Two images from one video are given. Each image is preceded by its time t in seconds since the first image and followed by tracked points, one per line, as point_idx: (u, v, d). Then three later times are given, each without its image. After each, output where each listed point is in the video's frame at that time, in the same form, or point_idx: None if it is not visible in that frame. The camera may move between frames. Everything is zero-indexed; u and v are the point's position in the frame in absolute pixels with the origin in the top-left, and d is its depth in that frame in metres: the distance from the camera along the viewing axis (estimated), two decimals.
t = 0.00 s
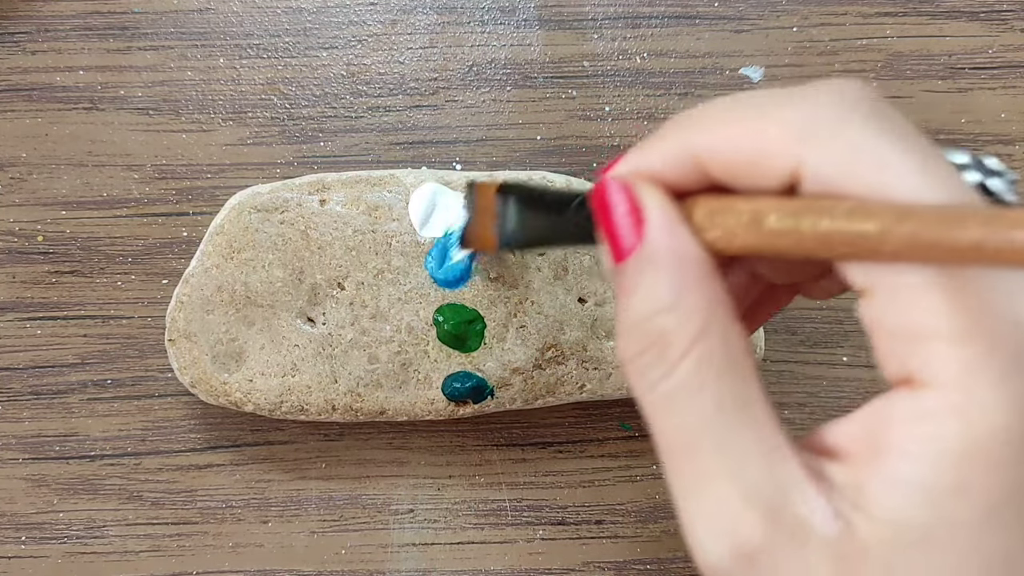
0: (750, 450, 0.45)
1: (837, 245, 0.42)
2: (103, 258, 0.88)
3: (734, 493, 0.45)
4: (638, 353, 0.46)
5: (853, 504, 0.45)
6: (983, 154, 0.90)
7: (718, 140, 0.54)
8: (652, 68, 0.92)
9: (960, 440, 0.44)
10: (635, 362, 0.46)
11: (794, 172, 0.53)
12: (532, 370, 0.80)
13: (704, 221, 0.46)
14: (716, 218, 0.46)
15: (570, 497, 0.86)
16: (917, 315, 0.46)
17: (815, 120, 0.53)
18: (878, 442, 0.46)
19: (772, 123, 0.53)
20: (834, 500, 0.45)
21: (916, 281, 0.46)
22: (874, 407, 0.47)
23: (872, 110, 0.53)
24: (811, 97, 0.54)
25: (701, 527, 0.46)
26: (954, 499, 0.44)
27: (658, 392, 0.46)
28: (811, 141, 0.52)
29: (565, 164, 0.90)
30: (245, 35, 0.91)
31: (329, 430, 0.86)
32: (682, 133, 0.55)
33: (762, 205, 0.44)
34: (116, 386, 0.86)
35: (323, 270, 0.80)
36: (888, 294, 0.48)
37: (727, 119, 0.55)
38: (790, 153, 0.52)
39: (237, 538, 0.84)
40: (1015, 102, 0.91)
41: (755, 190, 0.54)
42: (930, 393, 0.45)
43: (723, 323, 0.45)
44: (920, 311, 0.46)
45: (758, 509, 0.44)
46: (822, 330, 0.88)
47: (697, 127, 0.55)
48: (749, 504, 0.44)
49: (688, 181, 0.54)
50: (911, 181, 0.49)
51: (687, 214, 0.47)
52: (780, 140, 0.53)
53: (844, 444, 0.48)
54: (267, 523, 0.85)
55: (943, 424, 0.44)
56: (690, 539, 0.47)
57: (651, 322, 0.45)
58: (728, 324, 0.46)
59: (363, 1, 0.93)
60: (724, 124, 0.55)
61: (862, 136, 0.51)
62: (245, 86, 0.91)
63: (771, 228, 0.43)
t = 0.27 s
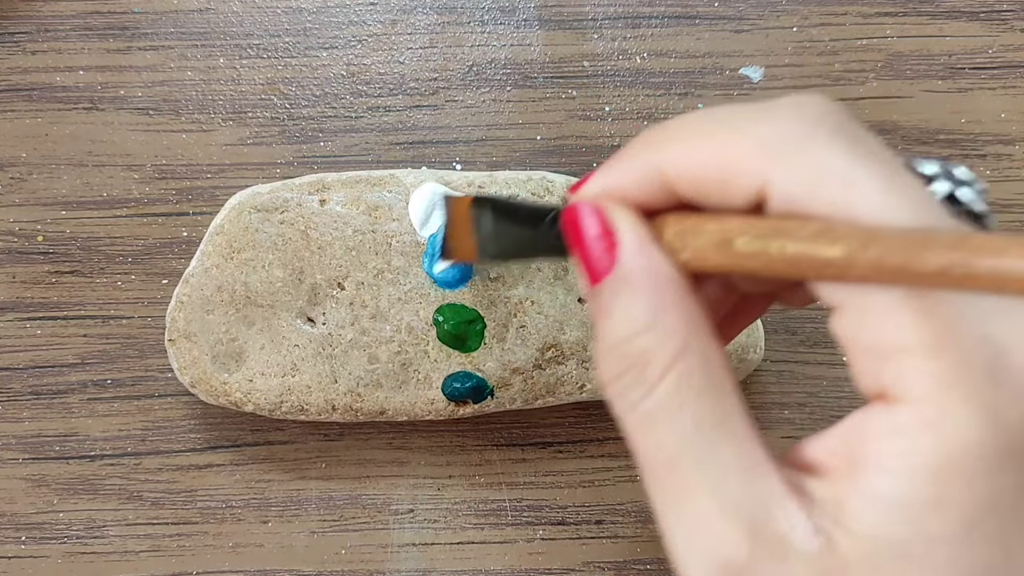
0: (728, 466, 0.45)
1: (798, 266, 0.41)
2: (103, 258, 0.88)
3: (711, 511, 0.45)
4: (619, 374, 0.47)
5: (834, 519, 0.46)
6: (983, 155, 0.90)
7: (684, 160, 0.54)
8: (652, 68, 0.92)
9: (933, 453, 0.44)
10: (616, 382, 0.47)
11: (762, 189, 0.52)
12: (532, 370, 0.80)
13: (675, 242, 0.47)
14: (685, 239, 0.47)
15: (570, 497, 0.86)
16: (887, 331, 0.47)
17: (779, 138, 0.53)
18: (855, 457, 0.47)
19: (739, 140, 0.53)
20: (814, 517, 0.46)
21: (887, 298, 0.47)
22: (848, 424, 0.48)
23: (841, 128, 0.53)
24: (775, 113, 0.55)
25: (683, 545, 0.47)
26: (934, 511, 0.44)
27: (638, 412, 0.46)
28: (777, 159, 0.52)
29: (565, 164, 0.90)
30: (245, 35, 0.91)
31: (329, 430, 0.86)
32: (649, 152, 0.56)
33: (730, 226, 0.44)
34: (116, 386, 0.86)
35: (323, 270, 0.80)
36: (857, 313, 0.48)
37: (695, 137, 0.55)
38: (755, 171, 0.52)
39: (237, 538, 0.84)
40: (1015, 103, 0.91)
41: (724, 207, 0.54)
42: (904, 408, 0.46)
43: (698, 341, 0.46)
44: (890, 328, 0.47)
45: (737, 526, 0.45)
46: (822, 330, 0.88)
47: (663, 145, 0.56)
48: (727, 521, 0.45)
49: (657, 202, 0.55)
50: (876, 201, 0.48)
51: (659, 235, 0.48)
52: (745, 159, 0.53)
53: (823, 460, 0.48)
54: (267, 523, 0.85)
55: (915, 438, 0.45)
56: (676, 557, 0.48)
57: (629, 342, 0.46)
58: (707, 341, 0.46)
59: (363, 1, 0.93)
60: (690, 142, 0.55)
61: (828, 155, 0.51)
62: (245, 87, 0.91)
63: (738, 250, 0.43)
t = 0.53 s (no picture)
0: (789, 449, 0.46)
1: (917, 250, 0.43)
2: (102, 258, 0.88)
3: (773, 491, 0.46)
4: (674, 347, 0.48)
5: (900, 516, 0.47)
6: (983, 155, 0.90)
7: (795, 134, 0.55)
8: (652, 68, 0.92)
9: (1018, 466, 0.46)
10: (672, 355, 0.49)
11: (873, 170, 0.53)
12: (532, 370, 0.80)
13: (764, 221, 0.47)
14: (779, 216, 0.47)
15: (570, 497, 0.86)
16: (997, 334, 0.48)
17: (895, 118, 0.53)
18: (932, 454, 0.48)
19: (855, 121, 0.54)
20: (879, 506, 0.47)
21: (986, 296, 0.48)
22: (932, 423, 0.49)
23: (978, 117, 0.53)
24: (899, 94, 0.55)
25: (738, 518, 0.48)
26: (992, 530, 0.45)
27: (696, 387, 0.48)
28: (892, 139, 0.52)
29: (565, 164, 0.90)
30: (245, 35, 0.91)
31: (329, 430, 0.86)
32: (773, 122, 0.56)
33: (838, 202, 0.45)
34: (115, 386, 0.86)
35: (323, 270, 0.80)
36: (965, 310, 0.49)
37: (818, 113, 0.55)
38: (867, 150, 0.53)
39: (237, 538, 0.84)
40: (1015, 103, 0.91)
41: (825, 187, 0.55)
42: (1004, 416, 0.47)
43: (767, 327, 0.47)
44: (1005, 333, 0.48)
45: (795, 508, 0.46)
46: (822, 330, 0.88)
47: (782, 116, 0.56)
48: (789, 503, 0.46)
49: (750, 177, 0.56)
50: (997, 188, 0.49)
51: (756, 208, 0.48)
52: (859, 140, 0.53)
53: (896, 454, 0.49)
54: (267, 523, 0.85)
55: (1000, 452, 0.46)
56: (724, 527, 0.50)
57: (693, 315, 0.47)
58: (779, 327, 0.47)
59: (363, 1, 0.93)
60: (810, 115, 0.55)
61: (949, 138, 0.52)
62: (245, 86, 0.90)
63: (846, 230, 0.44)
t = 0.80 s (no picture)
0: (642, 491, 0.47)
1: (738, 309, 0.39)
2: (102, 258, 0.88)
3: (632, 538, 0.47)
4: (541, 403, 0.50)
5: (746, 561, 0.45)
6: (983, 154, 0.90)
7: (641, 195, 0.53)
8: (652, 68, 0.92)
9: (886, 514, 0.43)
10: (541, 408, 0.50)
11: (697, 234, 0.50)
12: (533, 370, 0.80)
13: (617, 278, 0.46)
14: (626, 274, 0.46)
15: (570, 497, 0.86)
16: (806, 396, 0.46)
17: (741, 182, 0.51)
18: (777, 504, 0.45)
19: (690, 181, 0.52)
20: (727, 551, 0.45)
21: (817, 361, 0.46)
22: (778, 469, 0.46)
23: (781, 178, 0.51)
24: (748, 154, 0.53)
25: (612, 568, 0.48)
26: None
27: (562, 437, 0.49)
28: (714, 199, 0.50)
29: (565, 164, 0.90)
30: (245, 35, 0.91)
31: (329, 430, 0.85)
32: (601, 188, 0.54)
33: (669, 261, 0.43)
34: (116, 386, 0.86)
35: (323, 270, 0.80)
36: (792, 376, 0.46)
37: (671, 173, 0.53)
38: (694, 215, 0.50)
39: (237, 538, 0.84)
40: (1015, 102, 0.91)
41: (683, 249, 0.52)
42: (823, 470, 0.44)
43: (615, 379, 0.47)
44: (817, 391, 0.45)
45: (650, 556, 0.46)
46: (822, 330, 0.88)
47: (627, 180, 0.54)
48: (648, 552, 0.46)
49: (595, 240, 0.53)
50: (806, 254, 0.47)
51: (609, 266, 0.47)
52: (687, 202, 0.51)
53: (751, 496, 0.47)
54: (267, 523, 0.85)
55: (852, 501, 0.43)
56: None
57: (549, 372, 0.48)
58: (631, 377, 0.47)
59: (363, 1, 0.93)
60: (670, 178, 0.53)
61: (771, 202, 0.49)
62: (245, 87, 0.90)
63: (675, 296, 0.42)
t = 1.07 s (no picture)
0: (599, 452, 0.50)
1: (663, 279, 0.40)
2: (102, 258, 0.88)
3: (593, 499, 0.50)
4: (504, 372, 0.52)
5: (699, 515, 0.48)
6: (983, 154, 0.90)
7: (581, 160, 0.53)
8: (652, 68, 0.92)
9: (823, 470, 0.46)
10: (504, 378, 0.53)
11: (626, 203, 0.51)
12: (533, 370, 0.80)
13: (557, 245, 0.47)
14: (562, 237, 0.47)
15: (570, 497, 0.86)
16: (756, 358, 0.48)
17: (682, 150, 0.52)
18: (725, 463, 0.48)
19: (622, 149, 0.53)
20: (679, 509, 0.49)
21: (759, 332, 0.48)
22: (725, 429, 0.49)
23: (721, 153, 0.52)
24: (681, 125, 0.54)
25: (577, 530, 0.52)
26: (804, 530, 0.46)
27: (523, 404, 0.52)
28: (644, 167, 0.51)
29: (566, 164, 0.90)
30: (245, 35, 0.91)
31: (329, 430, 0.85)
32: (542, 156, 0.55)
33: (605, 231, 0.44)
34: (116, 386, 0.86)
35: (323, 270, 0.80)
36: (733, 343, 0.49)
37: (589, 145, 0.54)
38: (624, 181, 0.52)
39: (237, 538, 0.84)
40: (1015, 102, 0.91)
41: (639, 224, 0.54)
42: (764, 433, 0.47)
43: (574, 348, 0.50)
44: (761, 358, 0.47)
45: (611, 516, 0.50)
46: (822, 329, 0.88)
47: (563, 148, 0.55)
48: (611, 512, 0.50)
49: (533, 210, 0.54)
50: (733, 216, 0.48)
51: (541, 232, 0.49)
52: (624, 169, 0.52)
53: (707, 458, 0.50)
54: (267, 523, 0.85)
55: (788, 462, 0.46)
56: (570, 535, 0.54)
57: (507, 341, 0.51)
58: (583, 342, 0.50)
59: (363, 1, 0.93)
60: (589, 148, 0.54)
61: (709, 173, 0.51)
62: (245, 87, 0.91)
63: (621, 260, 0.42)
